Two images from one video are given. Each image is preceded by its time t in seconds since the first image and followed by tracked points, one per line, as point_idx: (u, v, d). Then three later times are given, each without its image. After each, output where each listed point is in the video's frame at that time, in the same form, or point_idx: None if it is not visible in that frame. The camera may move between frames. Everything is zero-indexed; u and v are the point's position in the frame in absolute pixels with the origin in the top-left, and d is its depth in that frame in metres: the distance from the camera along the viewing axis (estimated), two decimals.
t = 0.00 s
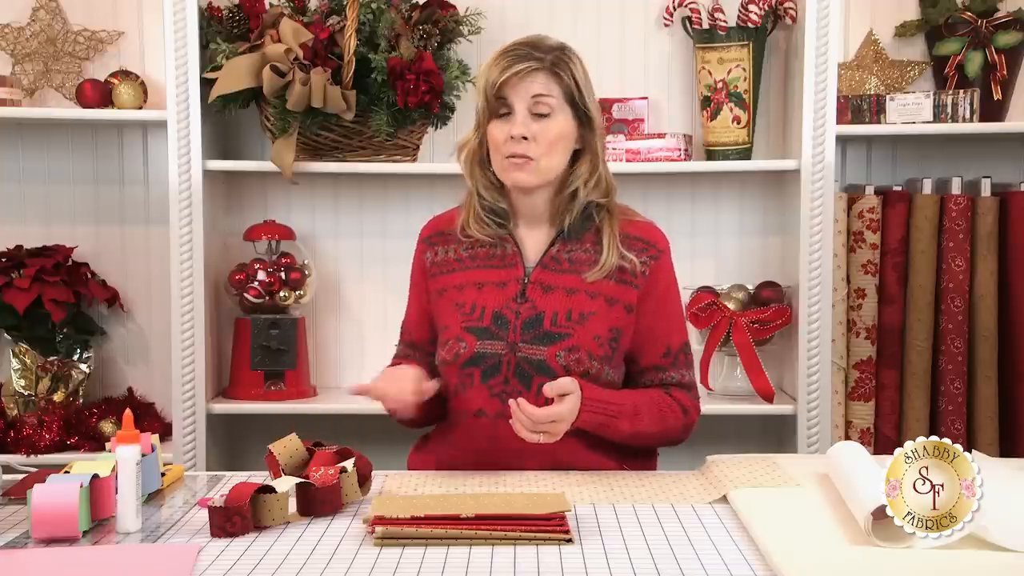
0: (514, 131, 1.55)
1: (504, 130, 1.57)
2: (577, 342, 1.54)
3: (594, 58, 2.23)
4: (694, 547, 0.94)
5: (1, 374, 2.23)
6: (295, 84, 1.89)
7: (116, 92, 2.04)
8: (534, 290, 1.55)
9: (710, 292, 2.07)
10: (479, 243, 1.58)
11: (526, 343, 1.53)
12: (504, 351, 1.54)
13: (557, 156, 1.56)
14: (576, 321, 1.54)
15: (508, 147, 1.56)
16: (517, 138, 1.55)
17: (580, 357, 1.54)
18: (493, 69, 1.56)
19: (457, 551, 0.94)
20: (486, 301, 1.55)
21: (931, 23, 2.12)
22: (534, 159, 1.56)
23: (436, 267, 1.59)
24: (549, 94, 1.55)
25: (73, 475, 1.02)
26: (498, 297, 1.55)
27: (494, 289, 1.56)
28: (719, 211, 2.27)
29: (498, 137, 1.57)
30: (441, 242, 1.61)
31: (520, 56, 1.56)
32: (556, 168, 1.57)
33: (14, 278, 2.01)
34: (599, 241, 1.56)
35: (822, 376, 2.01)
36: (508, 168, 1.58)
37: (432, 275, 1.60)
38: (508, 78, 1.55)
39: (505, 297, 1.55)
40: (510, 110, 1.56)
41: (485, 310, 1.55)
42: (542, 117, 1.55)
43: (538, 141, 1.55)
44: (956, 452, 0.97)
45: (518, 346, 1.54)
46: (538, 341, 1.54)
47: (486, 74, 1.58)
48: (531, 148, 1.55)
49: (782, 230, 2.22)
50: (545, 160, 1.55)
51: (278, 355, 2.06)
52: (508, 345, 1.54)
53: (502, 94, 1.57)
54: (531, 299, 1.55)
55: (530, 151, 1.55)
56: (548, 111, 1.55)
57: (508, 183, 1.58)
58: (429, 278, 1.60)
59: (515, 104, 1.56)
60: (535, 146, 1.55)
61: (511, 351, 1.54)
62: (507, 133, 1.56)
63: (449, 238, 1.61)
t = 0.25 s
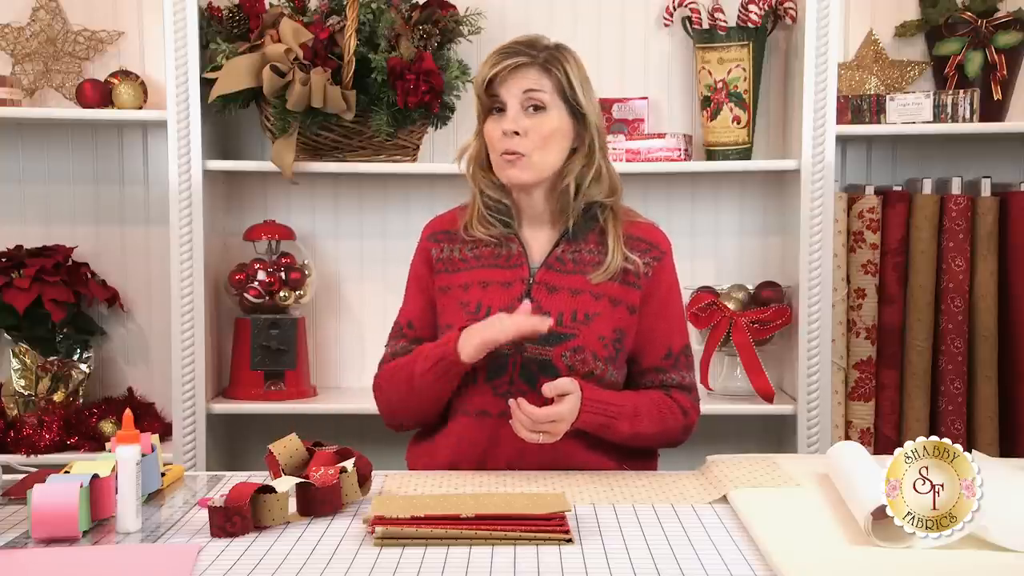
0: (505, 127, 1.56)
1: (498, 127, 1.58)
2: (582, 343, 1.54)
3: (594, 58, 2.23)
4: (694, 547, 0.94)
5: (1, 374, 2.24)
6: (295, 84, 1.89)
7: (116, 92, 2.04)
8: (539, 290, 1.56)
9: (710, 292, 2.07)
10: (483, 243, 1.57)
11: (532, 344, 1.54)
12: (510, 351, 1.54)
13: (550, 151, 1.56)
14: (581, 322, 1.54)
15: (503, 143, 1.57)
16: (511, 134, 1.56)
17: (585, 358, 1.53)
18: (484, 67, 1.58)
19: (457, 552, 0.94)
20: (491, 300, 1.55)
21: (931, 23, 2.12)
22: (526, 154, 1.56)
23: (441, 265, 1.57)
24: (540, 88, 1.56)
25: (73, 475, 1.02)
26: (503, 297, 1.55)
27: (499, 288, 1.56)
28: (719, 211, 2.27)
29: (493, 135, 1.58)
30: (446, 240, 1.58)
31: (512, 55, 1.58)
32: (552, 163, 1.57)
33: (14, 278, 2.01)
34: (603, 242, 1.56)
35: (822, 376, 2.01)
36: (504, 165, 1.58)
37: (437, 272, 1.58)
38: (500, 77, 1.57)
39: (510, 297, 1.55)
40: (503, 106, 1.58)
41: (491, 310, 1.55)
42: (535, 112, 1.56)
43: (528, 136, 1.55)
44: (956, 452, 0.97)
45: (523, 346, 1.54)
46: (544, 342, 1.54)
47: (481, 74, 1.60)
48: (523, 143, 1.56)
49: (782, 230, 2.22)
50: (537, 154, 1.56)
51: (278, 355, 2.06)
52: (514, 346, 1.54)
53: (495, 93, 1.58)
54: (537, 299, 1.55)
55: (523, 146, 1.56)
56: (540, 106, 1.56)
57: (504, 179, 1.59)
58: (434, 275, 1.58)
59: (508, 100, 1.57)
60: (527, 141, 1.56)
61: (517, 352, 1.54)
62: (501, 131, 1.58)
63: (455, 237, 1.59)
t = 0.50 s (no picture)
0: (528, 127, 1.56)
1: (516, 129, 1.57)
2: (585, 343, 1.54)
3: (594, 58, 2.23)
4: (694, 547, 0.94)
5: (1, 374, 2.24)
6: (295, 84, 1.89)
7: (116, 92, 2.04)
8: (541, 291, 1.55)
9: (710, 292, 2.07)
10: (485, 244, 1.57)
11: (536, 344, 1.54)
12: (513, 351, 1.55)
13: (569, 152, 1.58)
14: (584, 322, 1.54)
15: (522, 144, 1.56)
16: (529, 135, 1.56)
17: (588, 358, 1.53)
18: (504, 67, 1.57)
19: (457, 552, 0.94)
20: (494, 301, 1.55)
21: (931, 23, 2.12)
22: (550, 155, 1.57)
23: (441, 266, 1.57)
24: (558, 90, 1.56)
25: (73, 475, 1.02)
26: (505, 297, 1.55)
27: (502, 289, 1.55)
28: (719, 211, 2.27)
29: (509, 135, 1.57)
30: (445, 241, 1.58)
31: (529, 54, 1.57)
32: (568, 164, 1.58)
33: (14, 278, 2.01)
34: (604, 241, 1.57)
35: (823, 376, 2.01)
36: (521, 165, 1.58)
37: (437, 274, 1.57)
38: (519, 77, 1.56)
39: (513, 297, 1.55)
40: (520, 107, 1.56)
41: (494, 310, 1.55)
42: (553, 114, 1.56)
43: (551, 137, 1.56)
44: (956, 452, 0.97)
45: (527, 347, 1.54)
46: (547, 342, 1.54)
47: (495, 72, 1.58)
48: (545, 145, 1.56)
49: (782, 230, 2.22)
50: (559, 156, 1.57)
51: (278, 355, 2.06)
52: (517, 346, 1.55)
53: (512, 92, 1.57)
54: (539, 299, 1.55)
55: (545, 148, 1.56)
56: (558, 107, 1.56)
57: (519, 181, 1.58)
58: (435, 276, 1.57)
59: (527, 100, 1.56)
60: (549, 141, 1.57)
61: (520, 352, 1.55)
62: (519, 131, 1.57)
63: (454, 238, 1.58)
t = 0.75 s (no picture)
0: (531, 134, 1.52)
1: (519, 132, 1.53)
2: (583, 343, 1.52)
3: (594, 58, 2.23)
4: (694, 547, 0.94)
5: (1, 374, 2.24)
6: (295, 84, 1.89)
7: (116, 92, 2.04)
8: (539, 290, 1.54)
9: (710, 292, 2.07)
10: (482, 243, 1.57)
11: (533, 344, 1.52)
12: (510, 351, 1.52)
13: (571, 159, 1.55)
14: (581, 322, 1.53)
15: (524, 150, 1.53)
16: (532, 141, 1.53)
17: (585, 358, 1.52)
18: (510, 72, 1.54)
19: (456, 552, 0.94)
20: (491, 301, 1.54)
21: (931, 23, 2.12)
22: (550, 162, 1.53)
23: (438, 265, 1.58)
24: (564, 96, 1.55)
25: (73, 476, 1.02)
26: (502, 297, 1.54)
27: (499, 289, 1.55)
28: (719, 211, 2.27)
29: (512, 138, 1.53)
30: (443, 240, 1.60)
31: (536, 59, 1.55)
32: (568, 170, 1.55)
33: (14, 278, 2.01)
34: (601, 241, 1.56)
35: (822, 376, 2.01)
36: (523, 170, 1.54)
37: (435, 273, 1.58)
38: (525, 82, 1.53)
39: (509, 297, 1.54)
40: (525, 111, 1.55)
41: (491, 311, 1.54)
42: (557, 120, 1.55)
43: (554, 145, 1.53)
44: (956, 452, 0.97)
45: (524, 346, 1.52)
46: (545, 341, 1.52)
47: (500, 75, 1.55)
48: (548, 152, 1.53)
49: (782, 230, 2.22)
50: (561, 163, 1.54)
51: (278, 355, 2.06)
52: (514, 346, 1.53)
53: (516, 96, 1.55)
54: (537, 299, 1.54)
55: (547, 155, 1.53)
56: (563, 113, 1.55)
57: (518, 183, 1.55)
58: (432, 275, 1.59)
59: (532, 106, 1.54)
60: (551, 149, 1.53)
61: (517, 352, 1.53)
62: (522, 135, 1.53)
63: (451, 237, 1.59)
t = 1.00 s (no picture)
0: (529, 135, 1.54)
1: (518, 133, 1.54)
2: (583, 343, 1.52)
3: (594, 58, 2.23)
4: (694, 547, 0.94)
5: (1, 374, 2.24)
6: (295, 84, 1.89)
7: (116, 92, 2.04)
8: (539, 291, 1.54)
9: (710, 292, 2.07)
10: (481, 243, 1.57)
11: (533, 345, 1.52)
12: (510, 352, 1.53)
13: (570, 161, 1.56)
14: (582, 322, 1.53)
15: (522, 151, 1.55)
16: (531, 142, 1.54)
17: (586, 359, 1.52)
18: (508, 72, 1.54)
19: (457, 551, 0.94)
20: (491, 302, 1.54)
21: (931, 23, 2.12)
22: (550, 163, 1.55)
23: (437, 266, 1.58)
24: (563, 97, 1.55)
25: (73, 475, 1.02)
26: (502, 298, 1.54)
27: (499, 290, 1.55)
28: (719, 211, 2.27)
29: (511, 139, 1.54)
30: (442, 241, 1.59)
31: (534, 60, 1.55)
32: (568, 172, 1.57)
33: (14, 278, 2.01)
34: (601, 241, 1.56)
35: (822, 376, 2.01)
36: (520, 171, 1.56)
37: (434, 274, 1.58)
38: (524, 82, 1.54)
39: (509, 298, 1.54)
40: (524, 112, 1.55)
41: (491, 312, 1.54)
42: (556, 121, 1.55)
43: (552, 146, 1.54)
44: (956, 452, 0.97)
45: (524, 347, 1.53)
46: (545, 342, 1.53)
47: (498, 75, 1.55)
48: (546, 153, 1.54)
49: (782, 230, 2.22)
50: (560, 165, 1.55)
51: (278, 355, 2.06)
52: (514, 346, 1.53)
53: (514, 97, 1.55)
54: (536, 300, 1.54)
55: (545, 156, 1.54)
56: (562, 115, 1.55)
57: (517, 186, 1.57)
58: (431, 277, 1.59)
59: (530, 107, 1.55)
60: (549, 150, 1.54)
61: (517, 353, 1.53)
62: (521, 136, 1.54)
63: (450, 238, 1.59)
